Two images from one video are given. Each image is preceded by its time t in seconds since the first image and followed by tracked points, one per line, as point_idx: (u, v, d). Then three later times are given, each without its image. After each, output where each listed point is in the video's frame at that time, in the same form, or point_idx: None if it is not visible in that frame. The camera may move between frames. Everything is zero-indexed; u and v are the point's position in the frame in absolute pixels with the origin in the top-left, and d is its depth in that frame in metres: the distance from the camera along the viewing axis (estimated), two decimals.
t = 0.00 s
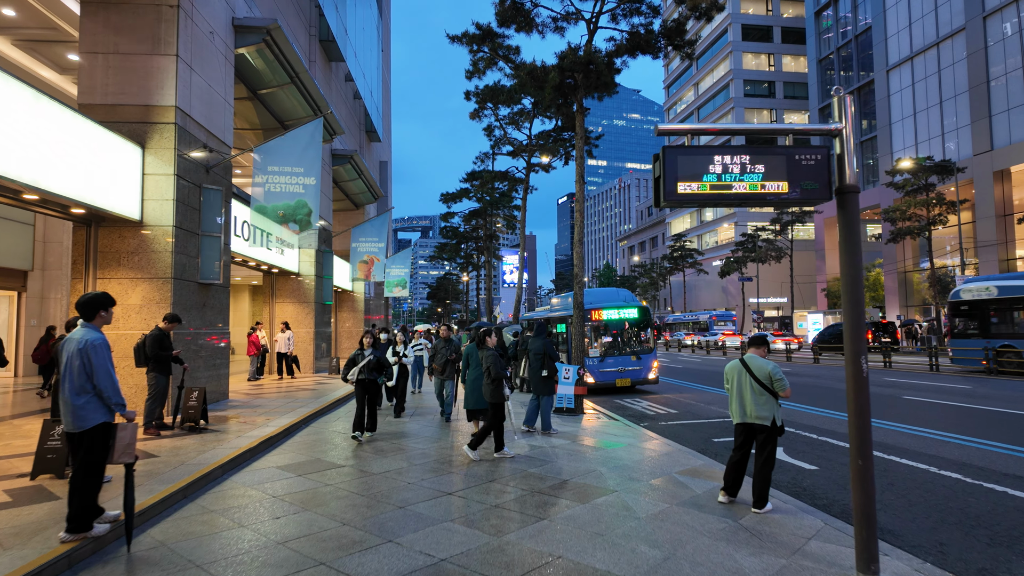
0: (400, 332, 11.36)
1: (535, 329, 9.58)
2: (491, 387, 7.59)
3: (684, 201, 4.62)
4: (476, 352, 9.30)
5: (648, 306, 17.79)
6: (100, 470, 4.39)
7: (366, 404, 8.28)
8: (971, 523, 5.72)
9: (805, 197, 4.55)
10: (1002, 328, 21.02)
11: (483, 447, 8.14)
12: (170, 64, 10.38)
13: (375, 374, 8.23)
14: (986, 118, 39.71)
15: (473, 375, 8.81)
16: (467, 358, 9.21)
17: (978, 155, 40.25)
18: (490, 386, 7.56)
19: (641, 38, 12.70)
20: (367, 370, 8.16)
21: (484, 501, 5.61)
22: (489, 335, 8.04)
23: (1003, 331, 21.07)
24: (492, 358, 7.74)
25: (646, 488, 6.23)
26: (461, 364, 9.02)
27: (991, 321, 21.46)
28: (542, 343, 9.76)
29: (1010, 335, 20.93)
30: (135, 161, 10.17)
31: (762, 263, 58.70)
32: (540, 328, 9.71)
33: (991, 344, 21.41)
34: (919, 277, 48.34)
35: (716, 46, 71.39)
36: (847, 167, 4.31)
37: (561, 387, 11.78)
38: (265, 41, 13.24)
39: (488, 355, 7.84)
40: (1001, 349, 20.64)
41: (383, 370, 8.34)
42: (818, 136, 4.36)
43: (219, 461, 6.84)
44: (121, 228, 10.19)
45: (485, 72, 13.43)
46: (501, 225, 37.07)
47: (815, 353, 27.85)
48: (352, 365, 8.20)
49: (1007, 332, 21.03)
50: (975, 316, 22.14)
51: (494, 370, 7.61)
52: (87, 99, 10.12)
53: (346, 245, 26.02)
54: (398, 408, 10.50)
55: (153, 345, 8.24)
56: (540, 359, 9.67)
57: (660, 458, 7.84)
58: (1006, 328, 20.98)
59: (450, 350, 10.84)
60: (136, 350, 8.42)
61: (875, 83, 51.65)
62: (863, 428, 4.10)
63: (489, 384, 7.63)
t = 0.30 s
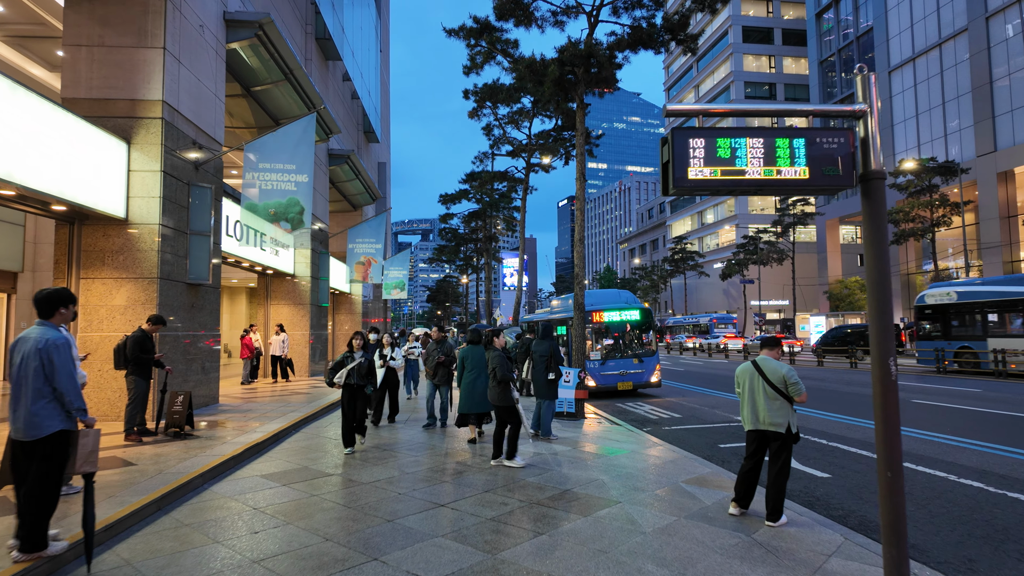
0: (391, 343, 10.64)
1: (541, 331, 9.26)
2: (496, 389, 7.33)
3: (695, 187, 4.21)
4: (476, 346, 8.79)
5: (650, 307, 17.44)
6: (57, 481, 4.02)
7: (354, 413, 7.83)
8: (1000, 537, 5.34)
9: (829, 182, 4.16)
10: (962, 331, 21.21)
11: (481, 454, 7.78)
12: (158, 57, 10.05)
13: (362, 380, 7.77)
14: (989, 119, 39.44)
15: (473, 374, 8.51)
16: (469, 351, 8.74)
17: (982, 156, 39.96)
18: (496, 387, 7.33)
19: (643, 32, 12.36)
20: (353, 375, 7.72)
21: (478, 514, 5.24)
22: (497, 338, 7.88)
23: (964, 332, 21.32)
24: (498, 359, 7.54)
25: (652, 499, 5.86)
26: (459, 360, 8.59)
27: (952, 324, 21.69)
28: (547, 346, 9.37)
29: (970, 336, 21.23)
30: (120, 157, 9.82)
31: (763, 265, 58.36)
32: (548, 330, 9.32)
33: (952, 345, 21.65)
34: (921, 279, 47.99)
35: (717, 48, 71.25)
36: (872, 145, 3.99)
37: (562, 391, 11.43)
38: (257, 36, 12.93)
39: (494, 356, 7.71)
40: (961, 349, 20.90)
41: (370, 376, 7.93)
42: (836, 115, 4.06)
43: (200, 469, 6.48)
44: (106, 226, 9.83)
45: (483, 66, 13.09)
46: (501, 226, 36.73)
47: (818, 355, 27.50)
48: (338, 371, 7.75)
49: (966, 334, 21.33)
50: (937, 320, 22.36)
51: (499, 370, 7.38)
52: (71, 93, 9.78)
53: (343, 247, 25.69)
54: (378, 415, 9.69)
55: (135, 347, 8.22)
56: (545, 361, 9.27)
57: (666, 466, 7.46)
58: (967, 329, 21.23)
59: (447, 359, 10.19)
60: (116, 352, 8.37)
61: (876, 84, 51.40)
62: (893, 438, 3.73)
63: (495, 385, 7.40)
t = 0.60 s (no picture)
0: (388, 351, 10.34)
1: (547, 334, 8.91)
2: (512, 396, 6.94)
3: (716, 176, 3.94)
4: (479, 348, 8.68)
5: (657, 309, 17.07)
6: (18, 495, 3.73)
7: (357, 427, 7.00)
8: None
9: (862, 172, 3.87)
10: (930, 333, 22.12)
11: (483, 462, 7.42)
12: (150, 52, 9.77)
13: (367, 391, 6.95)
14: (1000, 118, 38.87)
15: (475, 373, 8.35)
16: (471, 352, 8.64)
17: (993, 156, 39.40)
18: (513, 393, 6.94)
19: (650, 26, 12.01)
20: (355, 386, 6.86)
21: (478, 531, 4.89)
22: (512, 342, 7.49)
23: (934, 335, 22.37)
24: (514, 364, 7.15)
25: (663, 513, 5.50)
26: (461, 360, 8.47)
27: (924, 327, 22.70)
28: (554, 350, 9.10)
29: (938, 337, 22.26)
30: (112, 155, 9.54)
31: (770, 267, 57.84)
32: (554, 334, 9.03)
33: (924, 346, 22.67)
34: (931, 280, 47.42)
35: (722, 48, 70.76)
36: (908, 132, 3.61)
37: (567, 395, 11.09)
38: (254, 31, 12.68)
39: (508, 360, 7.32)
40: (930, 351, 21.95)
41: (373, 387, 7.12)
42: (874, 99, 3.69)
43: (187, 480, 6.16)
44: (97, 225, 9.55)
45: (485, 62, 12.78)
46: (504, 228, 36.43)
47: (827, 358, 27.09)
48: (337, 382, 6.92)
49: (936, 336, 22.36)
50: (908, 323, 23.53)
51: (517, 375, 7.00)
52: (61, 89, 9.51)
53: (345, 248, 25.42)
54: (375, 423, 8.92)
55: (121, 351, 8.01)
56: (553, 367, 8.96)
57: (677, 476, 7.09)
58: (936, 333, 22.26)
59: (438, 363, 9.54)
60: (102, 357, 8.15)
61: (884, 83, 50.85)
62: (936, 453, 3.37)
63: (511, 391, 6.99)
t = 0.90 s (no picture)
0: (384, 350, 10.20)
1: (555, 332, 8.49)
2: (531, 394, 6.61)
3: (744, 150, 3.58)
4: (484, 346, 8.39)
5: (668, 307, 16.67)
6: None
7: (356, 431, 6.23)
8: None
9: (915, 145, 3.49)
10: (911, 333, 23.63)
11: (488, 466, 7.05)
12: (147, 42, 9.49)
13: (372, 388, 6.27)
14: (1017, 114, 38.11)
15: (479, 372, 8.16)
16: (475, 350, 8.38)
17: (1009, 153, 38.66)
18: (533, 390, 6.59)
19: (663, 14, 11.58)
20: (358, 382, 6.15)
21: (484, 542, 4.53)
22: (531, 339, 7.10)
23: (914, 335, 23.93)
24: (535, 362, 6.76)
25: (680, 523, 5.11)
26: (465, 359, 8.27)
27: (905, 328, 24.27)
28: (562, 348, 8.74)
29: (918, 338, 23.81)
30: (107, 147, 9.25)
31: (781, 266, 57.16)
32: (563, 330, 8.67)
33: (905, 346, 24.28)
34: (945, 279, 46.70)
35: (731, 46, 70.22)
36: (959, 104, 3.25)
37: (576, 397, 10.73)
38: (256, 23, 12.38)
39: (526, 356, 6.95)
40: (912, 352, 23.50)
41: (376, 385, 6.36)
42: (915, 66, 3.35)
43: (177, 484, 5.85)
44: (92, 220, 9.28)
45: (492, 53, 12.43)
46: (511, 227, 36.09)
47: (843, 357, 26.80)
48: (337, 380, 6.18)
49: (916, 336, 23.92)
50: (892, 324, 24.97)
51: (538, 373, 6.65)
52: (55, 80, 9.25)
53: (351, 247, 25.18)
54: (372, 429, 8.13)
55: (112, 348, 7.78)
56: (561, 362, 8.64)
57: (693, 481, 6.70)
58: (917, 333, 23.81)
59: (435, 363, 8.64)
60: (92, 355, 7.91)
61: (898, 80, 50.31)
62: (996, 463, 2.99)
63: (531, 391, 6.63)
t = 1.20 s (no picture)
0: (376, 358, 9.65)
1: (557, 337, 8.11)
2: (539, 400, 6.28)
3: (783, 127, 4.78)
4: (478, 351, 8.55)
5: (672, 309, 16.29)
6: None
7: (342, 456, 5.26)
8: None
9: (965, 126, 4.42)
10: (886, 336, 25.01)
11: (486, 478, 6.68)
12: (134, 34, 9.14)
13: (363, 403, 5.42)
14: None
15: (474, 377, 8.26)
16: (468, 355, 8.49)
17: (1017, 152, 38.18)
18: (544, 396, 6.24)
19: (669, 5, 11.18)
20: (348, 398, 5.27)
21: (480, 567, 4.16)
22: (544, 342, 6.69)
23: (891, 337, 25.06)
24: (550, 367, 6.32)
25: (692, 544, 4.73)
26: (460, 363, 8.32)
27: (881, 331, 25.49)
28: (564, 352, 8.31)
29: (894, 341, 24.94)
30: (92, 144, 8.89)
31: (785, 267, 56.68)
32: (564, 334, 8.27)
33: (882, 347, 25.39)
34: (951, 280, 46.20)
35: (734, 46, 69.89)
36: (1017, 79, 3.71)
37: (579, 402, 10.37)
38: (250, 17, 12.03)
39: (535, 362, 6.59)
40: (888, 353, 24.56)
41: (366, 401, 5.45)
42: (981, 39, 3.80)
43: (154, 500, 5.50)
44: (76, 219, 8.93)
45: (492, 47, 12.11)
46: (513, 227, 35.75)
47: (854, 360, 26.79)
48: (321, 396, 5.25)
49: (892, 339, 25.10)
50: (871, 327, 26.20)
51: (549, 380, 6.26)
52: (38, 74, 8.92)
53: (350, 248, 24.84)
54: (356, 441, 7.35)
55: (92, 353, 7.44)
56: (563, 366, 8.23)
57: (703, 495, 6.31)
58: (893, 335, 24.96)
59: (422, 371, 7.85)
60: (71, 360, 7.57)
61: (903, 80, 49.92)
62: None
63: (541, 399, 6.27)
